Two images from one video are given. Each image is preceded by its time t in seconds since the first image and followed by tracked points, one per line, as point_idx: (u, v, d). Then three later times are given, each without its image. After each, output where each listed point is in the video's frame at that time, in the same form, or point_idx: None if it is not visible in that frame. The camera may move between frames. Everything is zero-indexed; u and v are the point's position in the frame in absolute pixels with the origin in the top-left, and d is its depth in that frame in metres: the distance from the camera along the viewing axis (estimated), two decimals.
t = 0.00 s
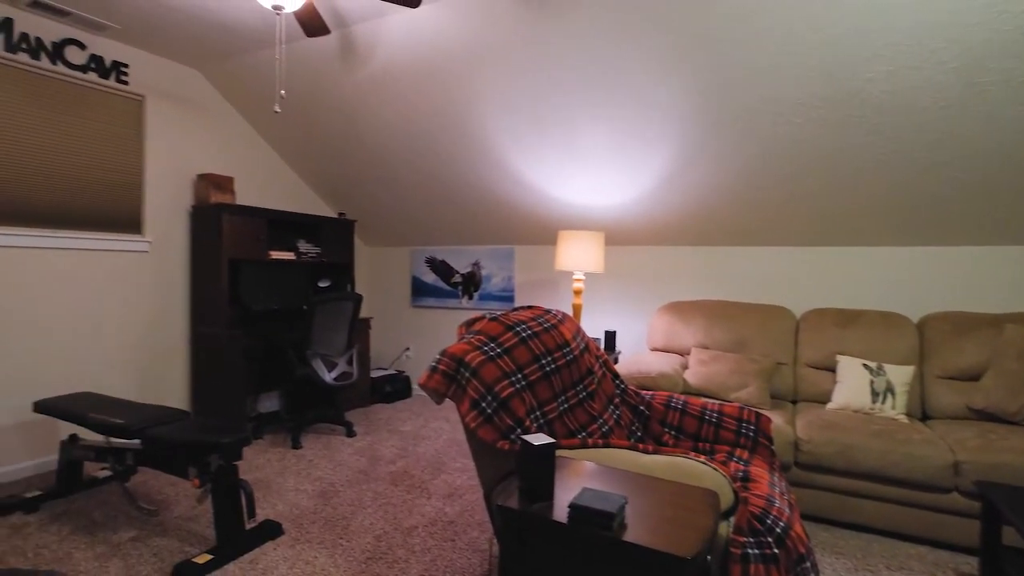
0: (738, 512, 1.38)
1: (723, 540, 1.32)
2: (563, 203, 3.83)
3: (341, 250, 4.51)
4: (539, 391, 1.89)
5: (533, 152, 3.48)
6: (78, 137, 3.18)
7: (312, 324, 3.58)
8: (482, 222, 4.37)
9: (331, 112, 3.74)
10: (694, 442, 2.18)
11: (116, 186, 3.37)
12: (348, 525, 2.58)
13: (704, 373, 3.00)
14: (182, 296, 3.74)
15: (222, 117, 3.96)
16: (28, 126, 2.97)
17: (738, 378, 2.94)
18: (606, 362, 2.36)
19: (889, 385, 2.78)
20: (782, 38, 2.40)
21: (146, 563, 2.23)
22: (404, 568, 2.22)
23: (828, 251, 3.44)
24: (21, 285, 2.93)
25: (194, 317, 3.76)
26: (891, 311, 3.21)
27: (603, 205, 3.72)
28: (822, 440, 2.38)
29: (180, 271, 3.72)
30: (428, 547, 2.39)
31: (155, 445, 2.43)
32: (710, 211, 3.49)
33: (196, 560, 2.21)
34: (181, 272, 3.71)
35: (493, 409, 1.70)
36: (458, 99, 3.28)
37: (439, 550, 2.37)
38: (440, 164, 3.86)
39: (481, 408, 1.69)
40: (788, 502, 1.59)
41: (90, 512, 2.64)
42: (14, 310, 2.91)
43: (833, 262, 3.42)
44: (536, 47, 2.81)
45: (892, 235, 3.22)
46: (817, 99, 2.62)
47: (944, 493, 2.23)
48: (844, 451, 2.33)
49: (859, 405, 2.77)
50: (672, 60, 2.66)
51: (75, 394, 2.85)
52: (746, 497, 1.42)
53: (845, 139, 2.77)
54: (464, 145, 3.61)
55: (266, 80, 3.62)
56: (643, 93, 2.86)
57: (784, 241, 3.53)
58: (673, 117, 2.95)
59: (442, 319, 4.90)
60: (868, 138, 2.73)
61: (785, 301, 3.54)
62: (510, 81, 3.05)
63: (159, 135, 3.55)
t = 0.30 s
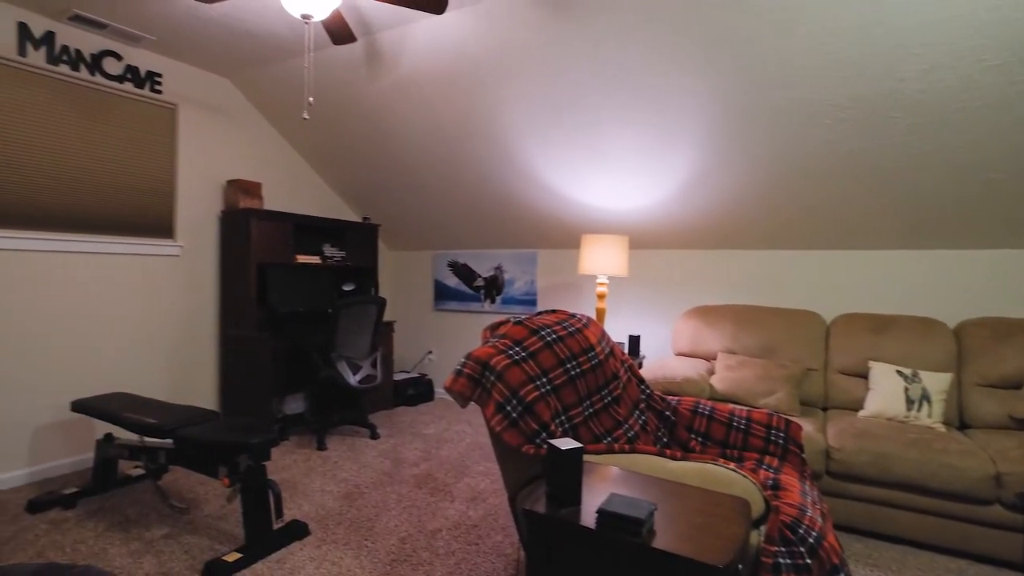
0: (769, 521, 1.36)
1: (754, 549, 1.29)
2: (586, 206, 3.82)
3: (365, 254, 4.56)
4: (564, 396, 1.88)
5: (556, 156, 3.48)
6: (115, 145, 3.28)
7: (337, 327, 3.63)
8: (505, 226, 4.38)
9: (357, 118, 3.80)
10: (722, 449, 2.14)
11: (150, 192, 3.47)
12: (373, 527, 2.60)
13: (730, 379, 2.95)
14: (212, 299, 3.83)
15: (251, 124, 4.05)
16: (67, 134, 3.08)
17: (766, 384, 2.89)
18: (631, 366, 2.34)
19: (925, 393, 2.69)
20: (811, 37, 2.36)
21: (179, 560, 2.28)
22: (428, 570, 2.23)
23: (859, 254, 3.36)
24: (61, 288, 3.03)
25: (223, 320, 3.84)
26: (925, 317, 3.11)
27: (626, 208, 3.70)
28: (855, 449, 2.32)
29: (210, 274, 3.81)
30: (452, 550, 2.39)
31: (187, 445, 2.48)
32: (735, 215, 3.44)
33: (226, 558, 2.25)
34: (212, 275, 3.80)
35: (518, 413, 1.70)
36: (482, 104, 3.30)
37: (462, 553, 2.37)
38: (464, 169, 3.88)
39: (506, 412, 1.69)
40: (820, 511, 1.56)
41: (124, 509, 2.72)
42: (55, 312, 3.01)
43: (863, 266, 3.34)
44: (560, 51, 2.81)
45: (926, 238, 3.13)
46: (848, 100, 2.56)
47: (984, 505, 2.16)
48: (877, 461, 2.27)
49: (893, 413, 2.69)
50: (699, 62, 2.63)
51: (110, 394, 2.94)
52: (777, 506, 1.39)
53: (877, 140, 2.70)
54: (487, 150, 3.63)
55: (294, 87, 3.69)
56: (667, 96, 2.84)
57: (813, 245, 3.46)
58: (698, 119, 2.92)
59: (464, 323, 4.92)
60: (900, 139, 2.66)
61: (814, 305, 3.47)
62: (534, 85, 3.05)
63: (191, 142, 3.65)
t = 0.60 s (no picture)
0: (801, 529, 1.33)
1: (786, 559, 1.27)
2: (610, 209, 3.80)
3: (389, 257, 4.61)
4: (589, 400, 1.87)
5: (579, 160, 3.48)
6: (148, 151, 3.38)
7: (362, 330, 3.67)
8: (528, 229, 4.38)
9: (382, 123, 3.84)
10: (751, 455, 2.11)
11: (182, 197, 3.56)
12: (397, 529, 2.62)
13: (758, 384, 2.90)
14: (241, 302, 3.91)
15: (279, 130, 4.13)
16: (103, 142, 3.18)
17: (795, 390, 2.83)
18: (657, 371, 2.31)
19: (963, 400, 2.60)
20: (841, 36, 2.31)
21: (209, 558, 2.33)
22: (453, 573, 2.24)
23: (891, 257, 3.27)
24: (96, 291, 3.13)
25: (251, 322, 3.91)
26: (962, 322, 3.01)
27: (651, 211, 3.66)
28: (889, 457, 2.26)
29: (239, 277, 3.89)
30: (476, 553, 2.40)
31: (217, 444, 2.53)
32: (762, 217, 3.38)
33: (255, 557, 2.28)
34: (239, 278, 3.88)
35: (543, 417, 1.70)
36: (505, 107, 3.31)
37: (487, 556, 2.37)
38: (487, 172, 3.90)
39: (531, 415, 1.69)
40: (853, 520, 1.52)
41: (157, 506, 2.78)
42: (91, 314, 3.11)
43: (897, 269, 3.25)
44: (584, 54, 2.80)
45: (963, 240, 3.04)
46: (881, 98, 2.50)
47: None
48: (913, 470, 2.21)
49: (929, 420, 2.61)
50: (724, 63, 2.60)
51: (143, 393, 3.02)
52: (810, 514, 1.37)
53: (911, 141, 2.63)
54: (510, 154, 3.64)
55: (322, 94, 3.75)
56: (692, 97, 2.81)
57: (843, 248, 3.38)
58: (724, 121, 2.88)
59: (487, 326, 4.93)
60: (935, 139, 2.59)
61: (844, 310, 3.39)
62: (558, 89, 3.06)
63: (221, 149, 3.73)
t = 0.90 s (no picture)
0: (836, 540, 1.30)
1: (820, 569, 1.25)
2: (635, 212, 3.77)
3: (412, 261, 4.65)
4: (615, 404, 1.85)
5: (603, 163, 3.46)
6: (180, 158, 3.47)
7: (387, 332, 3.71)
8: (552, 232, 4.37)
9: (408, 128, 3.88)
10: (781, 463, 2.06)
11: (212, 202, 3.64)
12: (422, 531, 2.63)
13: (787, 391, 2.84)
14: (269, 305, 3.99)
15: (306, 136, 4.20)
16: (138, 149, 3.27)
17: (826, 396, 2.76)
18: (683, 376, 2.28)
19: (1004, 408, 2.49)
20: (874, 34, 2.26)
21: (238, 556, 2.37)
22: None
23: (926, 260, 3.17)
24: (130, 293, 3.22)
25: (278, 324, 3.98)
26: (1003, 326, 2.90)
27: (676, 214, 3.62)
28: (925, 466, 2.19)
29: (267, 281, 3.97)
30: (500, 556, 2.40)
31: (247, 444, 2.58)
32: (790, 220, 3.32)
33: (283, 556, 2.31)
34: (266, 281, 3.95)
35: (569, 421, 1.68)
36: (528, 111, 3.31)
37: (511, 560, 2.37)
38: (510, 176, 3.91)
39: (557, 419, 1.68)
40: (889, 532, 1.47)
41: (188, 504, 2.85)
42: (126, 316, 3.20)
43: (933, 272, 3.15)
44: (607, 56, 2.79)
45: (1003, 243, 2.93)
46: (916, 97, 2.43)
47: None
48: (951, 480, 2.13)
49: (969, 429, 2.51)
50: (751, 64, 2.56)
51: (175, 394, 3.10)
52: (844, 523, 1.34)
53: (948, 140, 2.56)
54: (534, 157, 3.64)
55: (348, 100, 3.81)
56: (718, 98, 2.77)
57: (875, 251, 3.29)
58: (752, 122, 2.84)
59: (510, 330, 4.93)
60: (974, 138, 2.50)
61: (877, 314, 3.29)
62: (581, 92, 3.05)
63: (250, 155, 3.82)
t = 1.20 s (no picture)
0: (871, 549, 1.26)
1: None
2: (659, 214, 3.73)
3: (435, 263, 4.68)
4: (642, 408, 1.84)
5: (628, 164, 3.44)
6: (211, 163, 3.56)
7: (411, 334, 3.74)
8: (575, 235, 4.36)
9: (433, 132, 3.91)
10: (812, 469, 2.02)
11: (242, 206, 3.72)
12: (446, 532, 2.64)
13: (817, 396, 2.78)
14: (295, 307, 4.06)
15: (331, 141, 4.27)
16: (172, 155, 3.37)
17: (857, 401, 2.69)
18: (711, 380, 2.25)
19: None
20: (908, 31, 2.20)
21: (266, 554, 2.41)
22: None
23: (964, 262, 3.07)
24: (164, 295, 3.31)
25: (305, 326, 4.05)
26: None
27: (702, 216, 3.58)
28: (963, 475, 2.12)
29: (294, 283, 4.04)
30: (524, 559, 2.39)
31: (275, 444, 2.63)
32: (820, 222, 3.25)
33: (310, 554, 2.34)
34: (293, 283, 4.02)
35: (594, 424, 1.68)
36: (552, 113, 3.31)
37: (535, 563, 2.36)
38: (534, 178, 3.91)
39: (583, 423, 1.67)
40: (927, 542, 1.43)
41: (218, 501, 2.91)
42: (159, 317, 3.29)
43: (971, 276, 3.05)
44: (632, 57, 2.77)
45: None
46: (952, 95, 2.36)
47: None
48: (991, 489, 2.06)
49: (1009, 437, 2.41)
50: (780, 63, 2.52)
51: (206, 393, 3.17)
52: (880, 532, 1.31)
53: (986, 139, 2.48)
54: (558, 160, 3.64)
55: (374, 105, 3.86)
56: (745, 98, 2.73)
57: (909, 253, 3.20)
58: (780, 122, 2.78)
59: (532, 332, 4.92)
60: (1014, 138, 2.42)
61: (911, 318, 3.20)
62: (606, 93, 3.03)
63: (278, 159, 3.89)
